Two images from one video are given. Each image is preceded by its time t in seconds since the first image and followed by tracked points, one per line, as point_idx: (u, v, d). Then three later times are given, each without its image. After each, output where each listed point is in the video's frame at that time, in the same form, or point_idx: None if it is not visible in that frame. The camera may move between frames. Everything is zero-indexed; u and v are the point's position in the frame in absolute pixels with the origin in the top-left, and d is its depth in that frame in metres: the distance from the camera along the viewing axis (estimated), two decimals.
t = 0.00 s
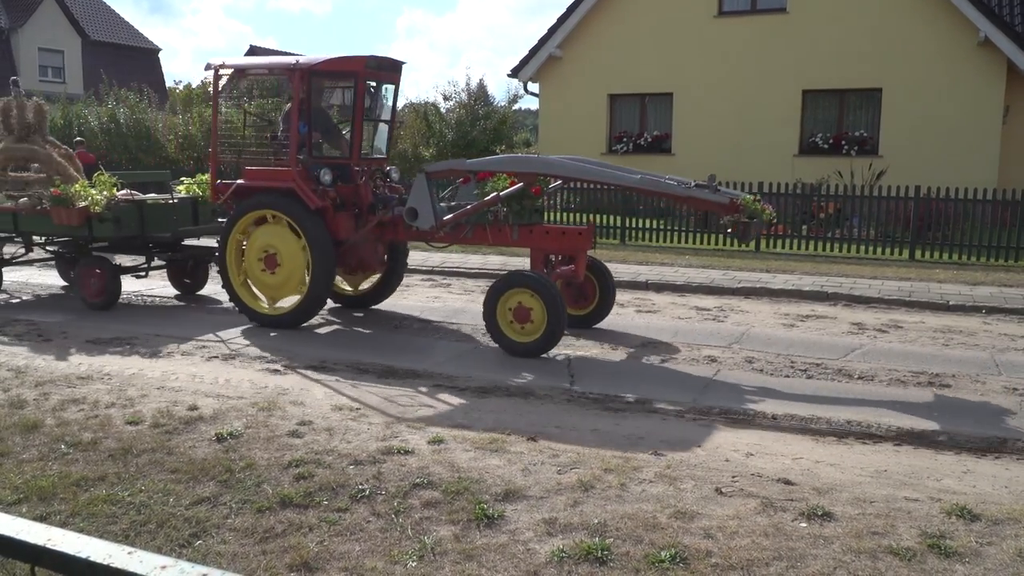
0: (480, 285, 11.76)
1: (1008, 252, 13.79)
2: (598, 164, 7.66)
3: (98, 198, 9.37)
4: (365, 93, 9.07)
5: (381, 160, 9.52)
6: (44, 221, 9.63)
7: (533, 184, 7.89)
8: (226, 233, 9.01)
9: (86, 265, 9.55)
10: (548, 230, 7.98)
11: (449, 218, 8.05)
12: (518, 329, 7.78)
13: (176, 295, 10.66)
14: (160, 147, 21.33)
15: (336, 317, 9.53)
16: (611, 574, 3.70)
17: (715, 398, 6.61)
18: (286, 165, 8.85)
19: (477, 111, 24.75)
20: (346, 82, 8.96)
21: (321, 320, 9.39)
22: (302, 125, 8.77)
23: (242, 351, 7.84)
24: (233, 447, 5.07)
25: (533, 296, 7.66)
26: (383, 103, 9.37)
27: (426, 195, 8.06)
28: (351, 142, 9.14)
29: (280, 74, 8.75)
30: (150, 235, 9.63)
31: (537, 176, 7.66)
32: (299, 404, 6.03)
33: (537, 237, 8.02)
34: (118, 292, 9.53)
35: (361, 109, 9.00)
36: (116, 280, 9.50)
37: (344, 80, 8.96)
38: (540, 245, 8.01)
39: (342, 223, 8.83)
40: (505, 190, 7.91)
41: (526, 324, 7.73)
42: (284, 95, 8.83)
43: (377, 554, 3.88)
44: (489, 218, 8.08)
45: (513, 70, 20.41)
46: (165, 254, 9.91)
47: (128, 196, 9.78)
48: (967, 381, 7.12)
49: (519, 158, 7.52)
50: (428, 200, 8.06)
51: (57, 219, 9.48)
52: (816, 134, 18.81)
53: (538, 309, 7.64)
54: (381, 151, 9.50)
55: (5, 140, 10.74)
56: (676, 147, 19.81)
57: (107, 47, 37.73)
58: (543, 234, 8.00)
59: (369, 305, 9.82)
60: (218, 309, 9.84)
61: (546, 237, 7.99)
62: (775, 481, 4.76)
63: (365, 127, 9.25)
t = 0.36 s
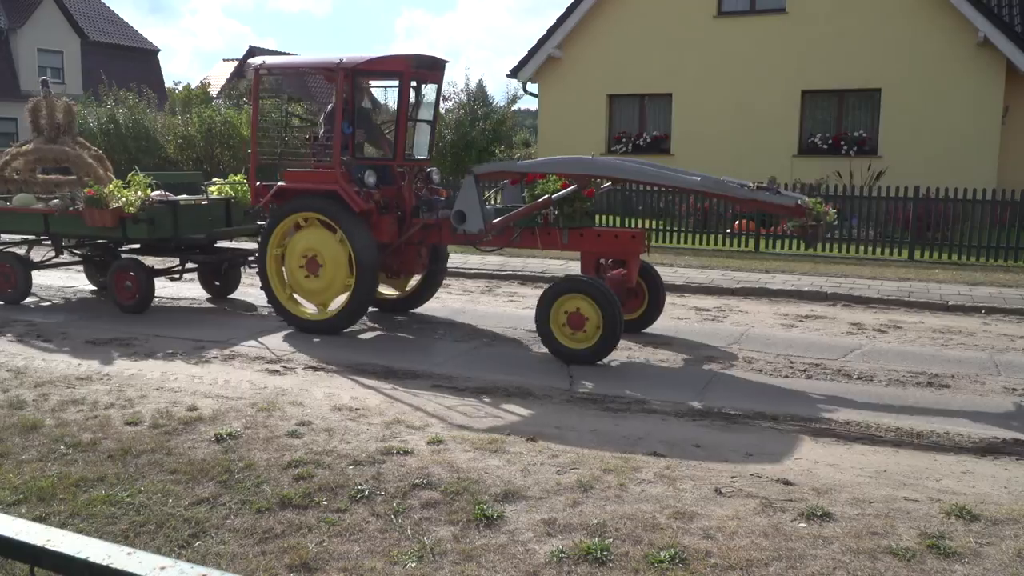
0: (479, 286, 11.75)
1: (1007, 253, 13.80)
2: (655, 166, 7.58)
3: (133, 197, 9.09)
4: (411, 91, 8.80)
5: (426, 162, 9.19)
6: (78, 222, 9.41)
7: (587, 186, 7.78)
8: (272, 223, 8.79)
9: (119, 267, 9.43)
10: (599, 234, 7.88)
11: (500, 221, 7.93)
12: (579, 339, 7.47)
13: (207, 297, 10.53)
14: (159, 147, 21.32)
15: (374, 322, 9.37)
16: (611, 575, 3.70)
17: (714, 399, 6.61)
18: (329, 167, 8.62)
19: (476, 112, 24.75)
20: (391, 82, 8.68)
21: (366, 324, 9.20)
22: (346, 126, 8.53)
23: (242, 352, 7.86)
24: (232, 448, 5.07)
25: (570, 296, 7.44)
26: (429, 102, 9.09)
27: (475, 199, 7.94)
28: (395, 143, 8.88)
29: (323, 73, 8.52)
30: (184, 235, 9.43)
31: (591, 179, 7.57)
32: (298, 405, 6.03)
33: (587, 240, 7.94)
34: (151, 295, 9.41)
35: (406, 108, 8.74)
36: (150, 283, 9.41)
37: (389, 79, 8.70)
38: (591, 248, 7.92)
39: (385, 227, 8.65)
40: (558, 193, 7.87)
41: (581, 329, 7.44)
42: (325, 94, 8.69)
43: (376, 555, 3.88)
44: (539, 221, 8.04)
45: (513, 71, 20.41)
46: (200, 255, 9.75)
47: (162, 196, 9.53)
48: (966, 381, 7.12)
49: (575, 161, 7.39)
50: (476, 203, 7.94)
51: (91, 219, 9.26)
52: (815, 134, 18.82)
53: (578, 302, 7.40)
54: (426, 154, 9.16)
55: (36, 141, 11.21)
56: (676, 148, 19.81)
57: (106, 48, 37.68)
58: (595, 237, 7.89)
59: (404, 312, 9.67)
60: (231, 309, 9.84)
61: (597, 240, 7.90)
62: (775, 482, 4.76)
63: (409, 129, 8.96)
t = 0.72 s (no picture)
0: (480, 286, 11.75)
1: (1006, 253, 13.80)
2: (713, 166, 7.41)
3: (166, 199, 8.93)
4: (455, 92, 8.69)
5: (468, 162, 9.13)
6: (110, 225, 9.29)
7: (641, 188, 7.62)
8: (326, 215, 8.61)
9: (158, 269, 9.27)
10: (652, 235, 7.73)
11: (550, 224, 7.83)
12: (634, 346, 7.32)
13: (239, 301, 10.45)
14: (159, 147, 21.33)
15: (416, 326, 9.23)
16: None
17: (715, 398, 6.62)
18: (372, 168, 8.52)
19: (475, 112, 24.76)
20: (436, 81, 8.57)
21: (409, 330, 9.01)
22: (390, 127, 8.42)
23: (243, 352, 7.88)
24: (232, 449, 5.07)
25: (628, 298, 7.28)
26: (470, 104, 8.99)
27: (526, 201, 7.84)
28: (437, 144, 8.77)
29: (366, 74, 8.43)
30: (217, 238, 9.32)
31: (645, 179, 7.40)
32: (298, 405, 6.04)
33: (640, 242, 7.80)
34: (185, 298, 9.25)
35: (450, 109, 8.64)
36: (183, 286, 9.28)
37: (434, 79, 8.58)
38: (644, 250, 7.78)
39: (431, 231, 8.55)
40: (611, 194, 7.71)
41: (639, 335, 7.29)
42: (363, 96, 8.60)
43: (376, 556, 3.88)
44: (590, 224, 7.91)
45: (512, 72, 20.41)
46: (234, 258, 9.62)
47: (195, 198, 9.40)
48: (966, 381, 7.14)
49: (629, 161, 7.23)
50: (525, 203, 7.84)
51: (124, 222, 9.13)
52: (814, 135, 18.83)
53: (634, 307, 7.26)
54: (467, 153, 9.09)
55: (64, 140, 10.93)
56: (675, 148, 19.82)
57: (105, 48, 37.67)
58: (647, 239, 7.76)
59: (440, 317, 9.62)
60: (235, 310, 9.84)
61: (649, 242, 7.75)
62: (774, 482, 4.76)
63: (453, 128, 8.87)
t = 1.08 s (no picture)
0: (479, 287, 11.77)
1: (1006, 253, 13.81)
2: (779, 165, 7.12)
3: (203, 201, 8.90)
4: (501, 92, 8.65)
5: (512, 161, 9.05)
6: (144, 228, 9.24)
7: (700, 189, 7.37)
8: (380, 212, 8.38)
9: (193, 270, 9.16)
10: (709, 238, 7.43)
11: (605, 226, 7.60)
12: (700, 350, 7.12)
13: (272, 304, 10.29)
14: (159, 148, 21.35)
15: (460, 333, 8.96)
16: None
17: (715, 398, 6.62)
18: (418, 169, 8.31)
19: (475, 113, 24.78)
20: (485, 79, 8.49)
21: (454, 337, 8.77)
22: (438, 127, 8.30)
23: (244, 352, 7.89)
24: (232, 449, 5.08)
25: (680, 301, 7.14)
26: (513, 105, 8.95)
27: (578, 201, 7.62)
28: (483, 144, 8.69)
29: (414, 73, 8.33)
30: (253, 240, 9.23)
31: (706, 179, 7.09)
32: (298, 406, 6.05)
33: (697, 246, 7.49)
34: (220, 301, 9.09)
35: (497, 109, 8.61)
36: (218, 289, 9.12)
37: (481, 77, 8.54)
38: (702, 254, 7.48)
39: (479, 233, 8.30)
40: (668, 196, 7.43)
41: (703, 337, 7.09)
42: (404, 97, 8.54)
43: (376, 556, 3.88)
44: (643, 225, 7.69)
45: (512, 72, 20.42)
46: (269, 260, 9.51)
47: (230, 201, 9.35)
48: (966, 381, 7.13)
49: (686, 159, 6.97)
50: (578, 204, 7.63)
51: (158, 225, 9.09)
52: (814, 135, 18.84)
53: (696, 311, 7.08)
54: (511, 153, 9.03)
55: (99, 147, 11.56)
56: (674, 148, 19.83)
57: (106, 49, 37.67)
58: (705, 242, 7.45)
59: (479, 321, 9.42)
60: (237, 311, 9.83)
61: (706, 245, 7.45)
62: (775, 482, 4.75)
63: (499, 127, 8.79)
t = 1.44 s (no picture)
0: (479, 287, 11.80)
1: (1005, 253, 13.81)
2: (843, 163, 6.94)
3: (241, 203, 8.75)
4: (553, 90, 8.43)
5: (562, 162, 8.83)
6: (180, 229, 9.10)
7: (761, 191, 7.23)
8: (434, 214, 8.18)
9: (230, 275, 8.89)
10: (768, 240, 7.31)
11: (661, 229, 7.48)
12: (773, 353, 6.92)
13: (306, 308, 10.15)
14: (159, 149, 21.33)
15: (507, 338, 8.83)
16: None
17: (715, 398, 6.64)
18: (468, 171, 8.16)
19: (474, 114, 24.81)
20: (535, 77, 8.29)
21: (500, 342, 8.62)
22: (489, 127, 8.15)
23: (244, 353, 7.90)
24: (232, 450, 5.09)
25: (734, 313, 7.01)
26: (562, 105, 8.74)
27: (635, 204, 7.56)
28: (533, 145, 8.48)
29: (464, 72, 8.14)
30: (291, 244, 9.06)
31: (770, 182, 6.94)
32: (298, 406, 6.06)
33: (754, 248, 7.37)
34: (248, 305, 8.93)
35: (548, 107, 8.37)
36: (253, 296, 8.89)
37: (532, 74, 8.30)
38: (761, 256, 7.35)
39: (530, 238, 8.19)
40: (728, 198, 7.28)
41: (770, 339, 6.91)
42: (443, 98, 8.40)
43: (376, 557, 3.88)
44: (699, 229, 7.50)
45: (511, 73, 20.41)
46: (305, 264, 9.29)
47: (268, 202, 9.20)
48: (965, 382, 7.14)
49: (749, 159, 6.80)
50: (634, 208, 7.57)
51: (195, 227, 8.93)
52: (814, 135, 18.84)
53: (758, 317, 6.94)
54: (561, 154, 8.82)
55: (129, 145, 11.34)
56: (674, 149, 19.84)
57: (106, 51, 37.71)
58: (763, 244, 7.33)
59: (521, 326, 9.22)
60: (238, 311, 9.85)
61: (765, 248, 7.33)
62: (775, 483, 4.76)
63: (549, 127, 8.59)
